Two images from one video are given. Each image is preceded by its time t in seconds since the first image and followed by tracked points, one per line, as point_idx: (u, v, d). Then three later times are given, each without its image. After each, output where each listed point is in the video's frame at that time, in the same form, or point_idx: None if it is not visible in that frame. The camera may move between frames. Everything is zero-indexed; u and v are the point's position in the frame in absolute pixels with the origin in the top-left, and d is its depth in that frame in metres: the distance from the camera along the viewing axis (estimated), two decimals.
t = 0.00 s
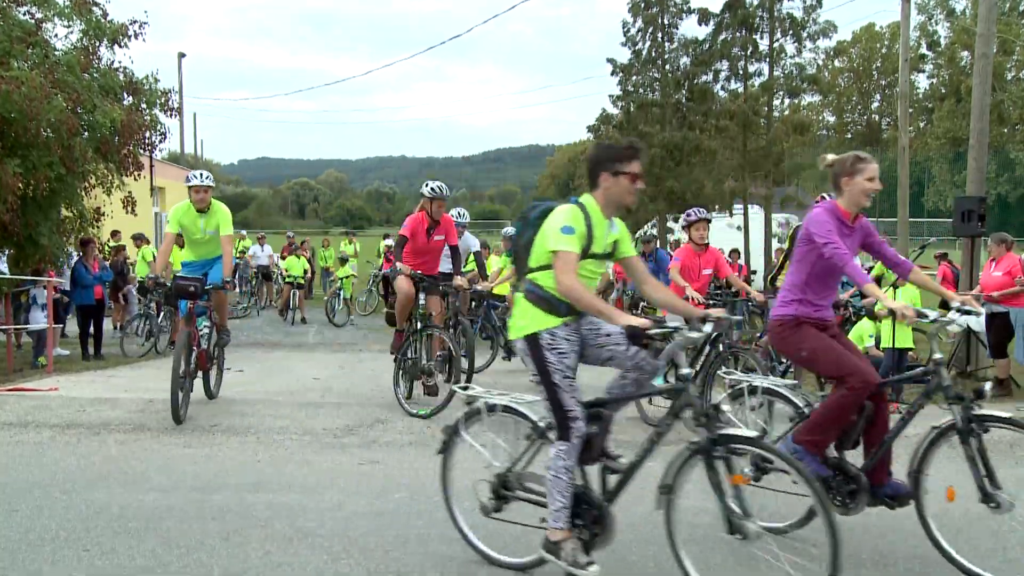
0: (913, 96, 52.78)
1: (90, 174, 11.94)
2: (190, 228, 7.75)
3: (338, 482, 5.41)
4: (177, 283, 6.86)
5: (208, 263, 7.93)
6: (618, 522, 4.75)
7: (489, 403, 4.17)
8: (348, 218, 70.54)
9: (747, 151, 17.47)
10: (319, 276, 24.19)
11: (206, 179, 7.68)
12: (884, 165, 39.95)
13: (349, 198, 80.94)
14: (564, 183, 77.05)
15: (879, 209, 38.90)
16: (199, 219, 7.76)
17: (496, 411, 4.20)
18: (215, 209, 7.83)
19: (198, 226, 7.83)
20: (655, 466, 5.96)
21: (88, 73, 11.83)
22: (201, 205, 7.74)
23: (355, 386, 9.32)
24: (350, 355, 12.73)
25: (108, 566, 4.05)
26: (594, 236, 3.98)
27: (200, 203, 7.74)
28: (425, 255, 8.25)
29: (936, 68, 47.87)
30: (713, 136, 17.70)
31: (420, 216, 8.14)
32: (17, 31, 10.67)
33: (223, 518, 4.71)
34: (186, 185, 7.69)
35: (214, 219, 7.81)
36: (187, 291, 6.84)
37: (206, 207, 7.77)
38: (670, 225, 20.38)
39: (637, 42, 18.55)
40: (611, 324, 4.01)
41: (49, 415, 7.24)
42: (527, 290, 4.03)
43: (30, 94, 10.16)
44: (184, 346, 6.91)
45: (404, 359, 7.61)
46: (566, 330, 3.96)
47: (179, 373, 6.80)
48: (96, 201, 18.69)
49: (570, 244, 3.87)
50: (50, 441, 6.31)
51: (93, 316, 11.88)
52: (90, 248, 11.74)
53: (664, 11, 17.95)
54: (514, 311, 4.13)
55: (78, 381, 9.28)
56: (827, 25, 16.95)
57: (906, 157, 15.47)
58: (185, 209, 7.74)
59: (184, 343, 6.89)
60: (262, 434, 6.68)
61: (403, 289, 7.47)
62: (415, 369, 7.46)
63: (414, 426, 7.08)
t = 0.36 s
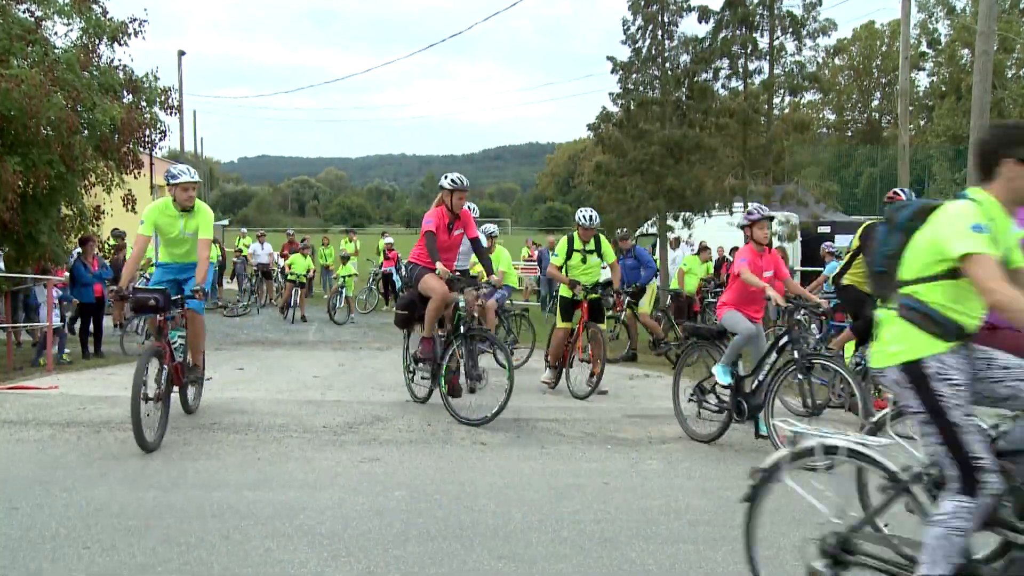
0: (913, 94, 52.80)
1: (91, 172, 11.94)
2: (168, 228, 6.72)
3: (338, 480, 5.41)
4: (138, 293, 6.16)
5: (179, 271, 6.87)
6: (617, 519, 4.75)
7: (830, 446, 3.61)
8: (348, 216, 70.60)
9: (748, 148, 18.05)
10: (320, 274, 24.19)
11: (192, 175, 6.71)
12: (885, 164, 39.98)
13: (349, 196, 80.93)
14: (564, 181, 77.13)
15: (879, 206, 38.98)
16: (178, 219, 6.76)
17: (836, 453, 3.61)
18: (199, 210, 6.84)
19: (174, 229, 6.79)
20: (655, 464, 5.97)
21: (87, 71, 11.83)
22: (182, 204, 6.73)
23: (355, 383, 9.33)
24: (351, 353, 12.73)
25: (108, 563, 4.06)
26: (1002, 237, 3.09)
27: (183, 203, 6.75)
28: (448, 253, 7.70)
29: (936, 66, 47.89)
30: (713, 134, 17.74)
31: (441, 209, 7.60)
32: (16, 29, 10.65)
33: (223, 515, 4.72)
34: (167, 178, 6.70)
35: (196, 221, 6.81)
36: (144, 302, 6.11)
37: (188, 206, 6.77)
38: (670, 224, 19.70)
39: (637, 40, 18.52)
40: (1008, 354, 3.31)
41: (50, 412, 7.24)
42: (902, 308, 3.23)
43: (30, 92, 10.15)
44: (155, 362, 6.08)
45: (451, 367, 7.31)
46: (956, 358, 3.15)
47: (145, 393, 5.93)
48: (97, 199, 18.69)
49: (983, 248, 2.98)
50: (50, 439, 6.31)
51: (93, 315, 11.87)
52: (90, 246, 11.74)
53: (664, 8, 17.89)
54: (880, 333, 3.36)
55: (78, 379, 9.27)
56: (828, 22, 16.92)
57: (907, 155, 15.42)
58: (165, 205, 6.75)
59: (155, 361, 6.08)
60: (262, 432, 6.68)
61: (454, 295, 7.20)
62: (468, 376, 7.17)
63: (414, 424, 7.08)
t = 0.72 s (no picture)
0: (914, 93, 52.80)
1: (90, 171, 11.94)
2: (142, 229, 5.94)
3: (338, 479, 5.41)
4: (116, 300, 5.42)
5: (153, 278, 6.12)
6: (617, 518, 4.75)
7: None
8: (348, 215, 70.66)
9: (748, 146, 17.52)
10: (320, 272, 24.19)
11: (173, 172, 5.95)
12: (885, 162, 40.00)
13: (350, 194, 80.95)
14: (564, 179, 77.17)
15: (879, 204, 39.04)
16: (154, 222, 5.99)
17: None
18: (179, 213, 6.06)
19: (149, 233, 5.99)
20: (655, 463, 5.97)
21: (87, 70, 11.84)
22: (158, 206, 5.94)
23: (355, 382, 9.33)
24: (351, 352, 12.73)
25: (108, 562, 4.06)
26: None
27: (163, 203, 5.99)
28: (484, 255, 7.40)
29: (936, 64, 47.92)
30: (713, 132, 17.60)
31: (473, 208, 7.26)
32: (16, 27, 10.64)
33: (223, 514, 4.72)
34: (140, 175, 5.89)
35: (175, 225, 6.02)
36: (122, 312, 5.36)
37: (166, 208, 5.98)
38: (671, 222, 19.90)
39: (637, 38, 18.50)
40: None
41: (50, 411, 7.24)
42: None
43: (30, 90, 10.14)
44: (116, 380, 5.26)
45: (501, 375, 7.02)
46: None
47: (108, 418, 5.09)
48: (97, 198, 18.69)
49: None
50: (50, 438, 6.31)
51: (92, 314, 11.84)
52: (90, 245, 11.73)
53: (664, 7, 17.86)
54: None
55: (78, 378, 9.28)
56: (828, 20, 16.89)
57: (907, 153, 15.37)
58: (139, 206, 5.98)
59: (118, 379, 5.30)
60: (262, 431, 6.68)
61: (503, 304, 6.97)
62: (521, 383, 6.84)
63: (414, 423, 7.09)
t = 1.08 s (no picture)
0: (914, 91, 52.84)
1: (90, 169, 11.94)
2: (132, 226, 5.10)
3: (338, 477, 5.41)
4: (127, 310, 4.59)
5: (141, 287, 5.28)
6: (617, 517, 4.75)
7: None
8: (349, 214, 70.68)
9: (748, 145, 17.52)
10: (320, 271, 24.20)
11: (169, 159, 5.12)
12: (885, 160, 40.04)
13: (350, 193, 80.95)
14: (564, 178, 77.30)
15: (878, 203, 39.10)
16: (145, 218, 5.17)
17: None
18: (175, 209, 5.26)
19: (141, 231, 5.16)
20: (655, 462, 5.98)
21: (87, 68, 11.84)
22: (152, 201, 5.12)
23: (355, 381, 9.32)
24: (351, 351, 12.73)
25: (108, 560, 4.07)
26: None
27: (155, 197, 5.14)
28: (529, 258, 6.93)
29: (936, 62, 47.99)
30: (712, 131, 17.45)
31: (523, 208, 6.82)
32: (16, 26, 10.63)
33: (224, 512, 4.73)
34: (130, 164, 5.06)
35: (170, 223, 5.24)
36: (137, 330, 4.56)
37: (160, 203, 5.17)
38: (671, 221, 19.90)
39: (637, 36, 18.47)
40: None
41: (50, 409, 7.25)
42: None
43: (29, 89, 10.14)
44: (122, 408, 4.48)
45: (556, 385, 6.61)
46: None
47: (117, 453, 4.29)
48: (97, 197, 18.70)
49: None
50: (51, 436, 6.32)
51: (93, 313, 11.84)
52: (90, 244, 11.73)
53: (664, 6, 17.82)
54: None
55: (78, 377, 9.27)
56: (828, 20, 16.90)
57: (906, 152, 15.36)
58: (129, 198, 5.12)
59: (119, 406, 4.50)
60: (262, 429, 6.69)
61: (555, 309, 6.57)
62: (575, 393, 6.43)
63: (414, 421, 7.09)
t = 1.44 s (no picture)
0: (914, 91, 52.82)
1: (90, 168, 11.94)
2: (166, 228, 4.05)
3: (338, 477, 5.41)
4: (198, 331, 3.55)
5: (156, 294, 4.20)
6: (618, 516, 4.75)
7: None
8: (349, 214, 70.66)
9: (748, 144, 17.60)
10: (320, 270, 24.20)
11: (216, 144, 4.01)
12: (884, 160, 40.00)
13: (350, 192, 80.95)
14: (564, 177, 77.31)
15: (878, 202, 39.11)
16: (179, 217, 4.07)
17: None
18: (217, 206, 4.20)
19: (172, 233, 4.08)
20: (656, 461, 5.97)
21: (87, 67, 11.84)
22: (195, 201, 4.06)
23: (354, 380, 9.33)
24: (350, 350, 12.72)
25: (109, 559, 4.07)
26: None
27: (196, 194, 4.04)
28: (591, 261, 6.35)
29: (936, 62, 48.00)
30: (713, 130, 17.47)
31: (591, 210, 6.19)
32: (16, 25, 10.64)
33: (223, 512, 4.73)
34: (168, 148, 3.99)
35: (209, 225, 4.17)
36: (211, 360, 3.55)
37: (201, 200, 4.06)
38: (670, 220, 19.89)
39: (637, 36, 18.45)
40: None
41: (50, 409, 7.24)
42: None
43: (29, 88, 10.14)
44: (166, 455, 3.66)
45: (626, 400, 6.08)
46: None
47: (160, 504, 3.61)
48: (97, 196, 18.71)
49: None
50: (51, 436, 6.31)
51: (93, 312, 11.83)
52: (90, 243, 11.73)
53: (664, 5, 17.83)
54: None
55: (78, 376, 9.26)
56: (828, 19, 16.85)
57: (906, 151, 15.36)
58: (164, 191, 4.01)
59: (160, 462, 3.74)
60: (262, 429, 6.69)
61: (623, 314, 6.03)
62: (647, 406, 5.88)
63: (414, 421, 7.08)
